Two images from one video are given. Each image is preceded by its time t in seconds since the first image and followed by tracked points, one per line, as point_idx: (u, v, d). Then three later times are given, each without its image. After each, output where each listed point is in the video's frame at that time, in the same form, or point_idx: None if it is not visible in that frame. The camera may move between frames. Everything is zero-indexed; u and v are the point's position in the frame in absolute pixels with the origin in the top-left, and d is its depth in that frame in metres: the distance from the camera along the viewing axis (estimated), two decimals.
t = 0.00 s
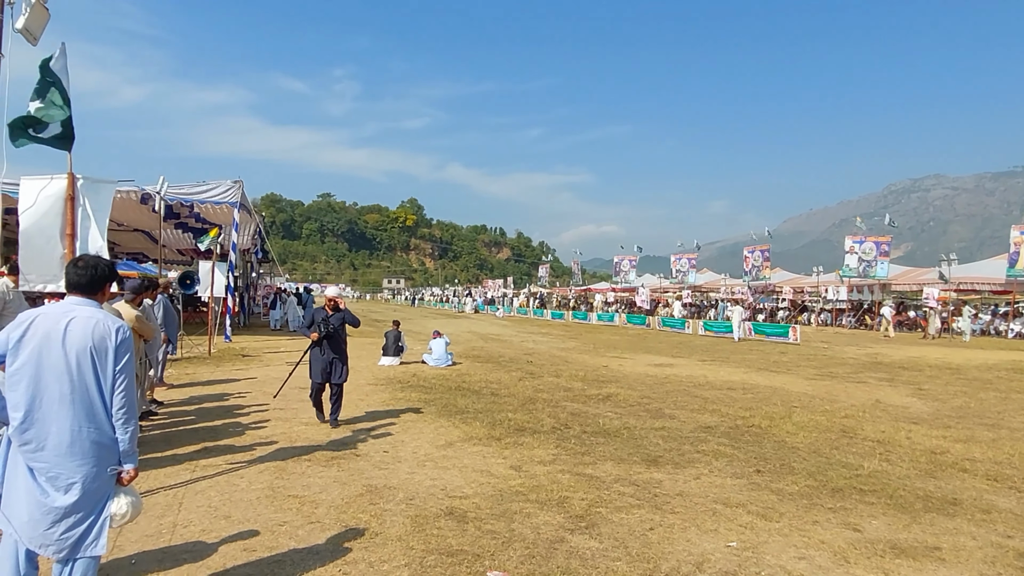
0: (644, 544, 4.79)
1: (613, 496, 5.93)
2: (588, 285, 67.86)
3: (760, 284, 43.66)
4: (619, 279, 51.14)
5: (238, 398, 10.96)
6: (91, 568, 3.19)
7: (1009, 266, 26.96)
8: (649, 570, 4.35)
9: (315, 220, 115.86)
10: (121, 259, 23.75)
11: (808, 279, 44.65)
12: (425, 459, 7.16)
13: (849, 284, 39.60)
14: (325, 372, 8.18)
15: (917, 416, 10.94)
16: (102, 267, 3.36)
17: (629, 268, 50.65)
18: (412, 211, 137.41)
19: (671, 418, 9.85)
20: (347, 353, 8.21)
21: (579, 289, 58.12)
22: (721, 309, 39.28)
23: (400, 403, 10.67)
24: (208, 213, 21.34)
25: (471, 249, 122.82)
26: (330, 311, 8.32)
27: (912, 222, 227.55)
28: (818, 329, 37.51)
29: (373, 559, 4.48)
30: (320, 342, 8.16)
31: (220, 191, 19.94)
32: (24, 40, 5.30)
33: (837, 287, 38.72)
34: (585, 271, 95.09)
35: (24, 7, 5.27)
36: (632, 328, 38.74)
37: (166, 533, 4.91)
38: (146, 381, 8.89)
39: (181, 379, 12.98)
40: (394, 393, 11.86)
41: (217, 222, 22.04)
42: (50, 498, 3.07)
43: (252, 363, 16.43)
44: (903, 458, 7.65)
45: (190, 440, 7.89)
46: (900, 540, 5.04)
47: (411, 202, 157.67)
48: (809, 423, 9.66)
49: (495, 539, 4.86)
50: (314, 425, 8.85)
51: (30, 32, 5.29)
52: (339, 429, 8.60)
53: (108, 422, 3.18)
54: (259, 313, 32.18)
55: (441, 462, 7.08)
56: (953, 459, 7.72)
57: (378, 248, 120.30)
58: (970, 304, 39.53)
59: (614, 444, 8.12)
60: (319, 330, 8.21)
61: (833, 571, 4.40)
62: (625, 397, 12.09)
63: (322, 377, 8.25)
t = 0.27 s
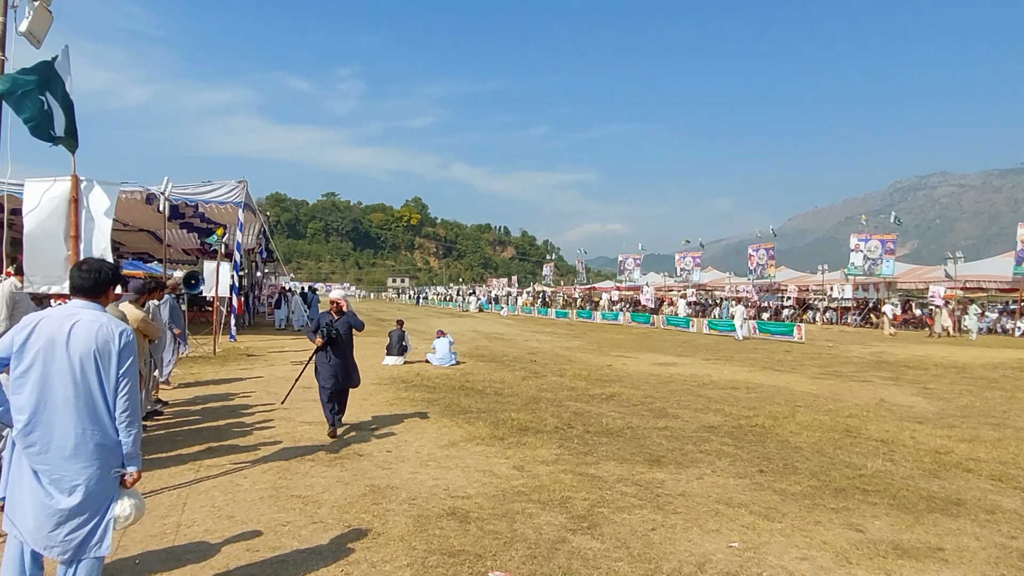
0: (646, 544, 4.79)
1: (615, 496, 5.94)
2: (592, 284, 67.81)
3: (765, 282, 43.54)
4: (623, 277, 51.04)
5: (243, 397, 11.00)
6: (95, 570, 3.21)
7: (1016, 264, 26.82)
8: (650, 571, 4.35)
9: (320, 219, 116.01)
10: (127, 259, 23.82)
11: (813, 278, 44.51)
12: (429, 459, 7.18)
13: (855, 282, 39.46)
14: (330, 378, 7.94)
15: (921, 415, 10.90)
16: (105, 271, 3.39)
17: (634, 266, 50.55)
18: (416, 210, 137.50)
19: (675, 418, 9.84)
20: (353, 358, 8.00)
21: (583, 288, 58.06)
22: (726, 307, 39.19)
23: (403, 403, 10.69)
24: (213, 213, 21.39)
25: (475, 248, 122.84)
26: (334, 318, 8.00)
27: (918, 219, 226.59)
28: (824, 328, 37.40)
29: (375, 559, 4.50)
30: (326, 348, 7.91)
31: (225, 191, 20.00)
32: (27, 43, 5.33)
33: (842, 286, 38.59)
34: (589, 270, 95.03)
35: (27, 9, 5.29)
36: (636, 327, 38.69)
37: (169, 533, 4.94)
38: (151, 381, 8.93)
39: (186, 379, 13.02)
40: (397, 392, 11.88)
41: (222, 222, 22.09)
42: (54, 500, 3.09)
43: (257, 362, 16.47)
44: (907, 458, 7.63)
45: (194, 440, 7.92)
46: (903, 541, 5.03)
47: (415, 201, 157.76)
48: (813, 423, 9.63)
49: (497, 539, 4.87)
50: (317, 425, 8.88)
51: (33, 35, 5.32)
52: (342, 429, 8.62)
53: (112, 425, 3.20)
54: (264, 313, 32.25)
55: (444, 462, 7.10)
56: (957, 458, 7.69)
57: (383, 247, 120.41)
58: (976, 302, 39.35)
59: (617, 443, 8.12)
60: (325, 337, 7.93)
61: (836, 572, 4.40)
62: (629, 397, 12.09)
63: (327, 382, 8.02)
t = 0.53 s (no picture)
0: (649, 546, 4.80)
1: (618, 496, 5.94)
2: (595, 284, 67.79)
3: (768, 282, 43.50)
4: (626, 277, 51.04)
5: (246, 398, 11.02)
6: (98, 572, 3.22)
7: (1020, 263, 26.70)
8: (653, 572, 4.36)
9: (323, 220, 116.18)
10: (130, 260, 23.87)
11: (816, 277, 44.42)
12: (431, 460, 7.19)
13: (858, 281, 39.41)
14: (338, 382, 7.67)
15: (925, 415, 10.88)
16: (110, 273, 3.40)
17: (637, 266, 50.54)
18: (419, 211, 137.58)
19: (678, 418, 9.84)
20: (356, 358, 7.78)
21: (586, 288, 58.07)
22: (729, 306, 39.16)
23: (406, 404, 10.70)
24: (216, 214, 21.44)
25: (478, 248, 122.89)
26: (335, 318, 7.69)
27: (922, 219, 226.03)
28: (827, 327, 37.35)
29: (378, 560, 4.52)
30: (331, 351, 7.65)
31: (228, 192, 20.04)
32: (31, 46, 5.34)
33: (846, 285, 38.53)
34: (592, 270, 94.99)
35: (30, 13, 5.31)
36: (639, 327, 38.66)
37: (173, 534, 4.95)
38: (155, 382, 8.96)
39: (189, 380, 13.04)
40: (400, 393, 11.90)
41: (225, 223, 22.15)
42: (58, 503, 3.11)
43: (260, 363, 16.50)
44: (910, 459, 7.62)
45: (197, 441, 7.94)
46: (907, 542, 5.03)
47: (418, 201, 157.80)
48: (816, 423, 9.62)
49: (499, 540, 4.88)
50: (321, 426, 8.90)
51: (37, 38, 5.34)
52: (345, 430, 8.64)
53: (116, 428, 3.21)
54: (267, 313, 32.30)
55: (446, 463, 7.10)
56: (960, 459, 7.68)
57: (385, 247, 120.50)
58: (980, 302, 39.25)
59: (619, 444, 8.12)
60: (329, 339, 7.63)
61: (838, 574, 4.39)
62: (631, 397, 12.09)
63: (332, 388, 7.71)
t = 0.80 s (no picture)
0: (652, 546, 4.79)
1: (621, 497, 5.93)
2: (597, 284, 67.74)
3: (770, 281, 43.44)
4: (628, 277, 51.02)
5: (249, 398, 11.02)
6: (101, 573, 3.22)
7: None
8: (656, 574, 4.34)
9: (325, 220, 116.23)
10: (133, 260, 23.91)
11: (819, 277, 44.34)
12: (434, 461, 7.19)
13: (861, 281, 39.34)
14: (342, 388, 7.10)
15: (928, 415, 10.86)
16: (114, 274, 3.40)
17: (639, 266, 50.51)
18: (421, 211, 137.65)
19: (680, 419, 9.82)
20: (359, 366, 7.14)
21: (588, 288, 58.01)
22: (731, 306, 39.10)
23: (408, 404, 10.70)
24: (218, 214, 21.46)
25: (480, 248, 122.87)
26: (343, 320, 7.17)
27: (925, 218, 225.56)
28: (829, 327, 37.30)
29: (381, 560, 4.51)
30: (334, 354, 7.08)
31: (231, 193, 20.06)
32: (34, 46, 5.34)
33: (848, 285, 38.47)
34: (594, 269, 94.92)
35: (33, 13, 5.32)
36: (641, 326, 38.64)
37: (176, 534, 4.96)
38: (158, 382, 8.96)
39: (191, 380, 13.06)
40: (403, 393, 11.89)
41: (227, 223, 22.17)
42: (60, 504, 3.11)
43: (263, 363, 16.50)
44: (914, 459, 7.60)
45: (200, 441, 7.94)
46: (910, 542, 5.01)
47: (420, 201, 157.82)
48: (819, 423, 9.60)
49: (502, 540, 4.87)
50: (323, 426, 8.90)
51: (40, 39, 5.34)
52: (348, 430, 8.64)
53: (118, 429, 3.21)
54: (269, 313, 32.33)
55: (449, 463, 7.10)
56: (964, 459, 7.66)
57: (388, 247, 120.54)
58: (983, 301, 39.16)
59: (622, 444, 8.11)
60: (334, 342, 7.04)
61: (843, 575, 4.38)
62: (634, 397, 12.07)
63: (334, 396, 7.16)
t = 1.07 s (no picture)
0: (656, 548, 4.76)
1: (624, 498, 5.90)
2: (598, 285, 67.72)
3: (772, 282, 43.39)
4: (629, 278, 50.99)
5: (251, 399, 11.02)
6: None
7: None
8: None
9: (326, 221, 116.30)
10: (134, 261, 23.92)
11: (821, 278, 44.28)
12: (437, 462, 7.17)
13: (863, 282, 39.28)
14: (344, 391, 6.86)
15: (932, 417, 10.82)
16: (117, 276, 3.39)
17: (640, 267, 50.49)
18: (422, 211, 137.67)
19: (683, 420, 9.79)
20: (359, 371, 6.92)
21: (590, 288, 57.99)
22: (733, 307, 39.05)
23: (410, 405, 10.69)
24: (220, 215, 21.46)
25: (481, 248, 122.87)
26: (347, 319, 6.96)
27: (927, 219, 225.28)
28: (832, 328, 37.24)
29: (384, 563, 4.49)
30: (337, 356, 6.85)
31: (233, 193, 20.06)
32: (37, 47, 5.33)
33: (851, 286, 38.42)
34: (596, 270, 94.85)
35: (36, 14, 5.30)
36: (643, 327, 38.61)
37: (178, 536, 4.94)
38: (161, 383, 8.97)
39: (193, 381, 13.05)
40: (405, 394, 11.88)
41: (229, 224, 22.17)
42: (62, 506, 3.09)
43: (264, 364, 16.51)
44: (918, 460, 7.57)
45: (202, 442, 7.93)
46: (916, 545, 4.99)
47: (421, 201, 157.77)
48: (822, 424, 9.57)
49: (505, 543, 4.85)
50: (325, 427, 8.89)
51: (42, 39, 5.32)
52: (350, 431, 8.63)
53: (120, 430, 3.19)
54: (271, 314, 32.35)
55: (452, 464, 7.08)
56: (969, 461, 7.63)
57: (389, 248, 120.60)
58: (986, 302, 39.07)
59: (625, 446, 8.09)
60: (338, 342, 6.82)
61: None
62: (636, 398, 12.05)
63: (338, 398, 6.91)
